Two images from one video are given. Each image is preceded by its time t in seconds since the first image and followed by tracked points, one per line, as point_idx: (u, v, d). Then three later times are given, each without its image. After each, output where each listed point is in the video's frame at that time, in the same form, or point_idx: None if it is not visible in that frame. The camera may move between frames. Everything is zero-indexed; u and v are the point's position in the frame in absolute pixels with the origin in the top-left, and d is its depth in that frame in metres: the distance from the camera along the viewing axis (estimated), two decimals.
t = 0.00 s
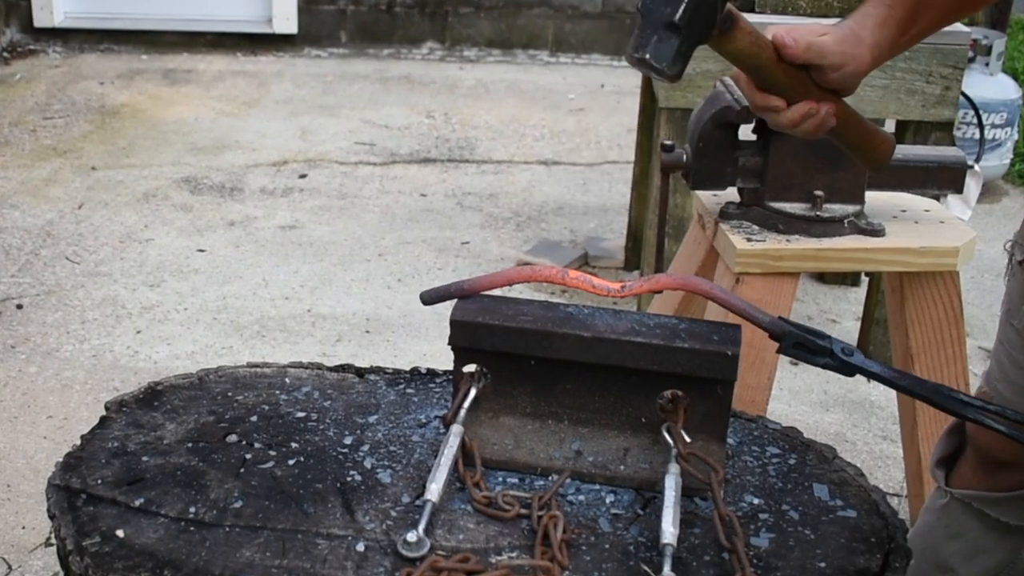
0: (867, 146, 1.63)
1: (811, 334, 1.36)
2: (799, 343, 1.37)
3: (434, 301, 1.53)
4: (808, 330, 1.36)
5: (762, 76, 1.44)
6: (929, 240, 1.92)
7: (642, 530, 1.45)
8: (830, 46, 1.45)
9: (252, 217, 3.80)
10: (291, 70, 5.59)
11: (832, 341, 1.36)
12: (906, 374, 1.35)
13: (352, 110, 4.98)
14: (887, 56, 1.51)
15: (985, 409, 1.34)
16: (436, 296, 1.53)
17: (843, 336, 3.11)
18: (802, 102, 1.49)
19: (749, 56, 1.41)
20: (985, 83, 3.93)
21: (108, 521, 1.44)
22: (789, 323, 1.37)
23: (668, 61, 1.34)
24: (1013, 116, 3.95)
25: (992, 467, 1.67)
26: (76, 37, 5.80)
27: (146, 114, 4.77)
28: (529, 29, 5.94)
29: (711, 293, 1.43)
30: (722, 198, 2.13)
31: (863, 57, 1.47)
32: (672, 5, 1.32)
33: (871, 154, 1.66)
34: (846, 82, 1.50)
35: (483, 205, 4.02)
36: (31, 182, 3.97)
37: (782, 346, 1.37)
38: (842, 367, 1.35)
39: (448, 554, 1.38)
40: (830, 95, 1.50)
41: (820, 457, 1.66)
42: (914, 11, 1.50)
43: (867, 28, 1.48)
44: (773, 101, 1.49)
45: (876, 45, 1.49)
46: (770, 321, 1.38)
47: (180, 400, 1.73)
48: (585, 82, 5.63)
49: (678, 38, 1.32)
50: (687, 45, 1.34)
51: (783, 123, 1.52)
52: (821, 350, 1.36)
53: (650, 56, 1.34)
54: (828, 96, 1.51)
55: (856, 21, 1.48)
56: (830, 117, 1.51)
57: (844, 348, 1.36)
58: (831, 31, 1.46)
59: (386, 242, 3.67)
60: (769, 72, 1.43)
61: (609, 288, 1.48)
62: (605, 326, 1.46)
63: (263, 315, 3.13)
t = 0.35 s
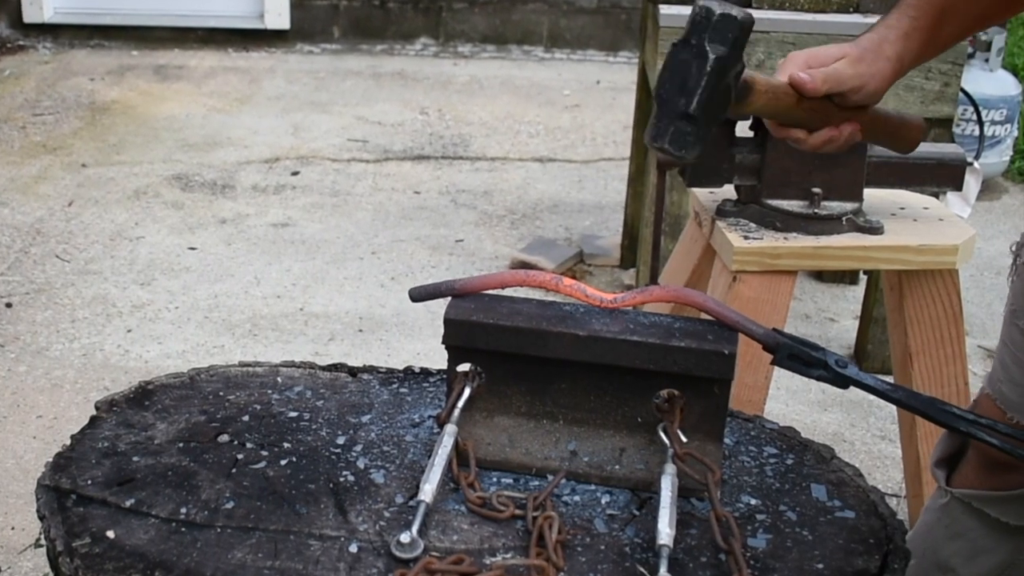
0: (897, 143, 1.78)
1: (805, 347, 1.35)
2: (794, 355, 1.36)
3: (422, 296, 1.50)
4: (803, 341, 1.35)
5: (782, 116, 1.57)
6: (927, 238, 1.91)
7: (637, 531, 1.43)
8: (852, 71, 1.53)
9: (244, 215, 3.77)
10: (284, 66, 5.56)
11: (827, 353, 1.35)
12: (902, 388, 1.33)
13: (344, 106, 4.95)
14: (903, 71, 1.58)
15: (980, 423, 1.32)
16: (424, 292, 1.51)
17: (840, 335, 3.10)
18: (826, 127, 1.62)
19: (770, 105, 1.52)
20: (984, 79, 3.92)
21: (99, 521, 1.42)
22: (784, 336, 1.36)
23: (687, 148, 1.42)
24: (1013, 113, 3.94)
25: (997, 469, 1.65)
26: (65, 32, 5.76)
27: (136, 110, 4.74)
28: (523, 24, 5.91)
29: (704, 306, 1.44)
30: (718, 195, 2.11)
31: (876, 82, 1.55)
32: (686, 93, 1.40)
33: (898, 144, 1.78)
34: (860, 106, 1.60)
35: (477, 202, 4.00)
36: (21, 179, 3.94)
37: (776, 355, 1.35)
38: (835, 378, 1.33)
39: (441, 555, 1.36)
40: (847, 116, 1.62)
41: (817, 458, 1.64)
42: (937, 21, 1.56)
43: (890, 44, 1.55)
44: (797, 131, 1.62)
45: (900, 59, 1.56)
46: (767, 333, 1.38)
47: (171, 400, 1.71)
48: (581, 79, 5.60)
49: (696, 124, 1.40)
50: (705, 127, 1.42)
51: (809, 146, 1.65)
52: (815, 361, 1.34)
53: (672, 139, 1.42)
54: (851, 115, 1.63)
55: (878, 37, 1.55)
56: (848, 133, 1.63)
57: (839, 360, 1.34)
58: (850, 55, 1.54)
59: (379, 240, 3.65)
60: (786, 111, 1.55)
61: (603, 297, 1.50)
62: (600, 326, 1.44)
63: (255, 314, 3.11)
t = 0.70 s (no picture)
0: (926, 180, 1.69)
1: (813, 342, 1.32)
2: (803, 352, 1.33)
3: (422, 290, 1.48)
4: (810, 337, 1.32)
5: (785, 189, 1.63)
6: (928, 236, 1.88)
7: (633, 532, 1.41)
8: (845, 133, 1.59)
9: (236, 212, 3.75)
10: (276, 62, 5.53)
11: (836, 349, 1.31)
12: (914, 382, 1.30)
13: (337, 103, 4.93)
14: (922, 110, 1.60)
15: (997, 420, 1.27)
16: (424, 287, 1.49)
17: (838, 334, 3.09)
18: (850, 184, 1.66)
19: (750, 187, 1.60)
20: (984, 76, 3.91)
21: (89, 522, 1.40)
22: (789, 333, 1.34)
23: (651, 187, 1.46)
24: (1013, 110, 3.93)
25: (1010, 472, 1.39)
26: (55, 28, 5.72)
27: (127, 107, 4.71)
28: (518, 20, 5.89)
29: (703, 307, 1.42)
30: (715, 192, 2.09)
31: (884, 126, 1.59)
32: (637, 211, 1.49)
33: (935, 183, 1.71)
34: (884, 149, 1.63)
35: (471, 199, 3.98)
36: (10, 176, 3.91)
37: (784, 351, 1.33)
38: (845, 374, 1.30)
39: (435, 556, 1.34)
40: (875, 165, 1.64)
41: (815, 458, 1.63)
42: (956, 56, 1.57)
43: (902, 85, 1.60)
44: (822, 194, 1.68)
45: (912, 96, 1.59)
46: (771, 330, 1.36)
47: (162, 400, 1.69)
48: (576, 75, 5.58)
49: (656, 236, 1.50)
50: (670, 233, 1.51)
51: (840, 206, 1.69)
52: (824, 357, 1.31)
53: (636, 253, 1.52)
54: (878, 164, 1.64)
55: (886, 79, 1.61)
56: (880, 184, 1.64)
57: (848, 355, 1.30)
58: (845, 110, 1.60)
59: (373, 238, 3.63)
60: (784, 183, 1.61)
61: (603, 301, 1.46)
62: (596, 324, 1.42)
63: (246, 313, 3.08)
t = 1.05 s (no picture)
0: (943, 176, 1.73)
1: (785, 328, 1.31)
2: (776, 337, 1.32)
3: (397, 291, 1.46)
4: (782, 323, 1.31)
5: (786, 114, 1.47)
6: (926, 233, 1.87)
7: (629, 533, 1.39)
8: (868, 91, 1.37)
9: (228, 210, 3.72)
10: (268, 57, 5.50)
11: (808, 333, 1.30)
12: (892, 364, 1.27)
13: (329, 99, 4.90)
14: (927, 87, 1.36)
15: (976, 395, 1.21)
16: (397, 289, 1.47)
17: (835, 332, 3.07)
18: (849, 146, 1.51)
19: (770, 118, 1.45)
20: (984, 72, 3.89)
21: (79, 523, 1.38)
22: (763, 319, 1.33)
23: (672, 150, 1.44)
24: (1013, 107, 3.92)
25: None
26: (45, 23, 5.68)
27: (116, 103, 4.68)
28: (512, 16, 5.87)
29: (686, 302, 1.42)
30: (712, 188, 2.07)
31: (899, 101, 1.38)
32: (665, 94, 1.41)
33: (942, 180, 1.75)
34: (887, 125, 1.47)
35: (465, 197, 3.96)
36: None
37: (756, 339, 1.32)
38: (818, 358, 1.28)
39: (429, 558, 1.32)
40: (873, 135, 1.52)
41: (813, 458, 1.61)
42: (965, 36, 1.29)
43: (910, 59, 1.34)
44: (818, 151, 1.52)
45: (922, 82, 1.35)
46: (746, 318, 1.35)
47: (153, 400, 1.67)
48: (571, 71, 5.56)
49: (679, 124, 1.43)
50: (691, 129, 1.44)
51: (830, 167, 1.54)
52: (797, 342, 1.30)
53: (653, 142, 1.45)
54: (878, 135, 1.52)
55: (896, 52, 1.35)
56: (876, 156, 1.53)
57: (820, 338, 1.29)
58: (865, 72, 1.37)
59: (366, 236, 3.61)
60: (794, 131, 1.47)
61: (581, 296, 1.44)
62: (591, 323, 1.40)
63: (238, 311, 3.06)
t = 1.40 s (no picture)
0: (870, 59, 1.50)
1: (793, 324, 1.29)
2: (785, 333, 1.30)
3: (393, 290, 1.44)
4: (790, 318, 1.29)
5: None
6: (926, 231, 1.85)
7: (625, 534, 1.37)
8: None
9: (220, 207, 3.70)
10: (260, 53, 5.48)
11: (818, 327, 1.28)
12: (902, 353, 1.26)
13: (321, 95, 4.88)
14: None
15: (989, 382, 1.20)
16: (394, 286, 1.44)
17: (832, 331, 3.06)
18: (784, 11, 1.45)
19: None
20: (983, 68, 3.86)
21: (69, 524, 1.35)
22: (771, 315, 1.31)
23: None
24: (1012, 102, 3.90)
25: None
26: (35, 19, 5.64)
27: (107, 100, 4.65)
28: (506, 11, 5.84)
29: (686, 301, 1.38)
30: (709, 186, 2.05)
31: None
32: None
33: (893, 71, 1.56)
34: None
35: (458, 193, 3.94)
36: None
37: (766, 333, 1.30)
38: (830, 352, 1.26)
39: (422, 559, 1.30)
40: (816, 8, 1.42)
41: (810, 458, 1.59)
42: None
43: None
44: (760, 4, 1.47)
45: None
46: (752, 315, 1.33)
47: (143, 399, 1.64)
48: (566, 67, 5.54)
49: None
50: None
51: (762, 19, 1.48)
52: (807, 337, 1.28)
53: None
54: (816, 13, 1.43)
55: None
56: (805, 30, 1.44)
57: (831, 332, 1.27)
58: None
59: (359, 233, 3.58)
60: None
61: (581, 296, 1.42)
62: (586, 322, 1.38)
63: (229, 310, 3.04)
